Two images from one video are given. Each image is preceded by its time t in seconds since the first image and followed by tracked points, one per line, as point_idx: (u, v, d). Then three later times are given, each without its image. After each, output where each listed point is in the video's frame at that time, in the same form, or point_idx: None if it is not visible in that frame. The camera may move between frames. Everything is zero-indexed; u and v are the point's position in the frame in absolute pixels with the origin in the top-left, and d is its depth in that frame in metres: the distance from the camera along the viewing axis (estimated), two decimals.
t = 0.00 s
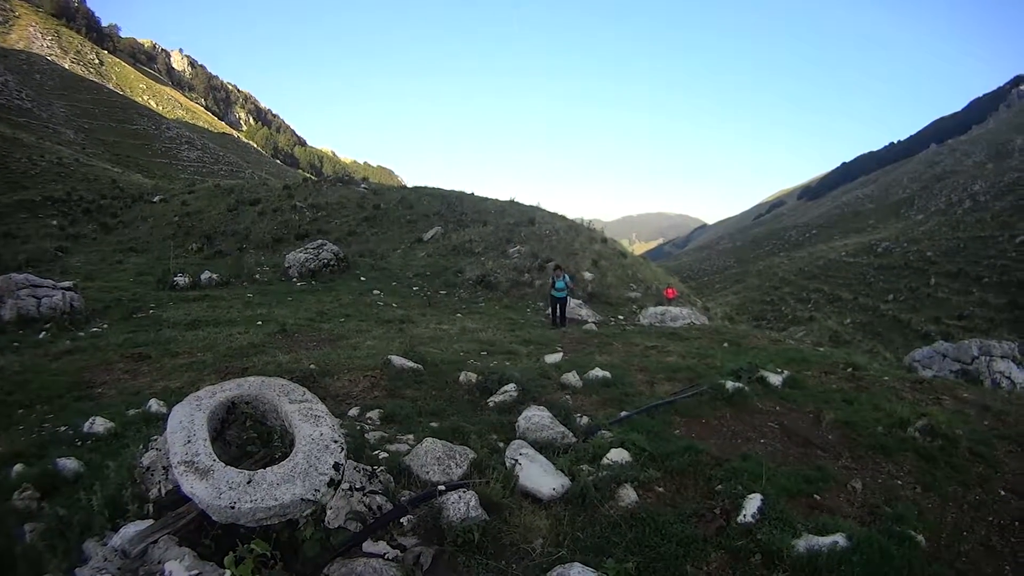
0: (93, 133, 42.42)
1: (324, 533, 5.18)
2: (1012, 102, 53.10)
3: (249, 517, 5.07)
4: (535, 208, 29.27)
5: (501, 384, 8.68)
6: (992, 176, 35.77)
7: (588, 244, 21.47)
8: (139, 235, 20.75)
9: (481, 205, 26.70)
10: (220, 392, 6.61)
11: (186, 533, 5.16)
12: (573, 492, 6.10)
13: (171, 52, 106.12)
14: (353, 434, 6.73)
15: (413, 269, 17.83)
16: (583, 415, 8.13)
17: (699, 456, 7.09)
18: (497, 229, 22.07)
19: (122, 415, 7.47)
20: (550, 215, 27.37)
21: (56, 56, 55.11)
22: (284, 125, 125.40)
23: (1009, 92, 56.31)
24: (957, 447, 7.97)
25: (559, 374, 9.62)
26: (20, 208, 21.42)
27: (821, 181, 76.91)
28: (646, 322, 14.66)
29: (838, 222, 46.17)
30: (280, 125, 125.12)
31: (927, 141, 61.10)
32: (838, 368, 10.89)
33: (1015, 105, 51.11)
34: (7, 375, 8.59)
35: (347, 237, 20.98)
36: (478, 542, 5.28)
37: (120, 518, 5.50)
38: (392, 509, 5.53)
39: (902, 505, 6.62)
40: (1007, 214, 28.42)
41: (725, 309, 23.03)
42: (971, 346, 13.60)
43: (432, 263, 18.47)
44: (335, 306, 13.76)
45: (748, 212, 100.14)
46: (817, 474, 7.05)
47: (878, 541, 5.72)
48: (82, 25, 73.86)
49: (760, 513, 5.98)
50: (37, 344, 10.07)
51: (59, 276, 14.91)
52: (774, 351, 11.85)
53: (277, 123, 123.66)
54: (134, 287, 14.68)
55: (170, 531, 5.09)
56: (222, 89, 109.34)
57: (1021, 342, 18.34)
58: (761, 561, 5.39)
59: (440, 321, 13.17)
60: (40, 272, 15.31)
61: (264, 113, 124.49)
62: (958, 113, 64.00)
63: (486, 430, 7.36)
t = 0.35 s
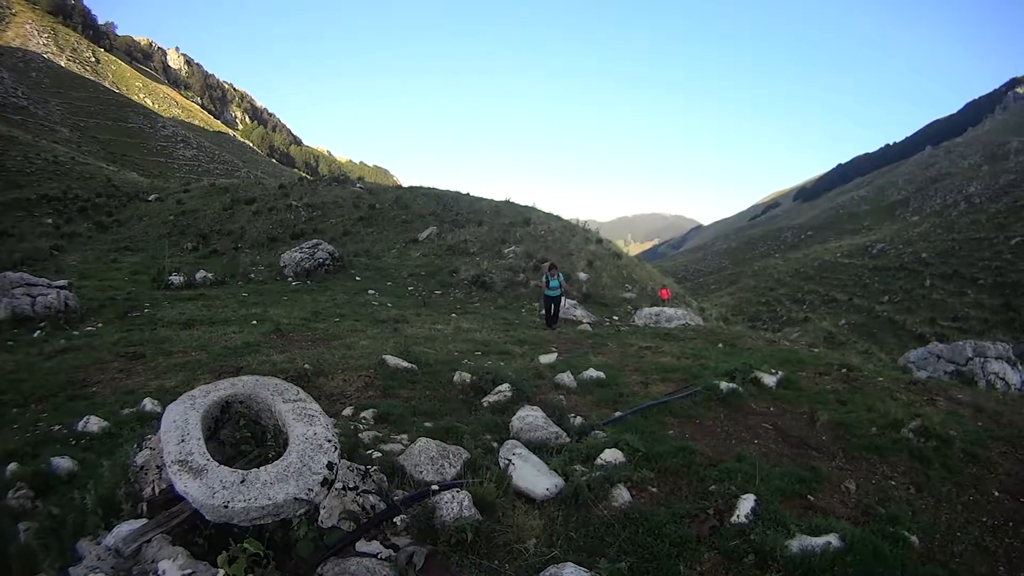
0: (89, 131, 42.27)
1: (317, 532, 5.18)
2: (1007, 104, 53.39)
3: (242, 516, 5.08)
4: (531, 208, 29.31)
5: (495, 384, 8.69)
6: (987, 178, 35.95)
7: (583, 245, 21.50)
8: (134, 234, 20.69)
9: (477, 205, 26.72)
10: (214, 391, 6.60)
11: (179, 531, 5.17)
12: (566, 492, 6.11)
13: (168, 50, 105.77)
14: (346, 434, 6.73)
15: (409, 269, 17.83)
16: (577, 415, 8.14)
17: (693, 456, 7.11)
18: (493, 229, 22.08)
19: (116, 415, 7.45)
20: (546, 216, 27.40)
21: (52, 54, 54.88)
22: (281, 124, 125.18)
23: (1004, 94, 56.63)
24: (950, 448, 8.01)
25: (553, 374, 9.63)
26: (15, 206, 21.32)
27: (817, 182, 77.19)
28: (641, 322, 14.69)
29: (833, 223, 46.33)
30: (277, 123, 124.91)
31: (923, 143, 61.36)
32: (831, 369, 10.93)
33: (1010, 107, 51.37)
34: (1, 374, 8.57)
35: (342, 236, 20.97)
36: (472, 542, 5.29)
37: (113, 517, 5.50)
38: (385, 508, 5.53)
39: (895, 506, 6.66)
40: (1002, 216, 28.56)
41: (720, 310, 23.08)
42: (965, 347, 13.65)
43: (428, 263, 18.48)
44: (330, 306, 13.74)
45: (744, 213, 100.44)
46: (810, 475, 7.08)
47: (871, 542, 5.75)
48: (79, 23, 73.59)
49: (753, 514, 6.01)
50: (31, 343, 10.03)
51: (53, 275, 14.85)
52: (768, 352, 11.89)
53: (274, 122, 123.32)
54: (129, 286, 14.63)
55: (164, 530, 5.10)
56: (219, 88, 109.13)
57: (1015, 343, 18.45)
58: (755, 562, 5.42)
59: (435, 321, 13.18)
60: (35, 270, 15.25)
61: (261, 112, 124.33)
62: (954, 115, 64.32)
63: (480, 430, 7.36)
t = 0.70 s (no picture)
0: (95, 129, 42.45)
1: (323, 529, 5.20)
2: (1013, 105, 53.14)
3: (249, 512, 5.10)
4: (536, 207, 29.30)
5: (501, 383, 8.70)
6: (993, 179, 35.79)
7: (588, 244, 21.48)
8: (139, 232, 20.76)
9: (482, 204, 26.73)
10: (220, 389, 6.61)
11: (185, 528, 5.26)
12: (571, 491, 6.11)
13: (173, 49, 106.13)
14: (352, 431, 6.74)
15: (414, 268, 17.85)
16: (582, 415, 8.13)
17: (698, 456, 7.11)
18: (498, 228, 22.07)
19: (122, 411, 7.48)
20: (551, 215, 27.38)
21: (58, 52, 55.10)
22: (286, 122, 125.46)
23: (1011, 95, 56.35)
24: (955, 450, 7.98)
25: (558, 373, 9.62)
26: (21, 204, 21.42)
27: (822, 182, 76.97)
28: (646, 322, 14.67)
29: (838, 224, 46.19)
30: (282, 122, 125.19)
31: (929, 143, 61.10)
32: (837, 370, 10.91)
33: (1016, 108, 51.11)
34: (7, 371, 8.61)
35: (347, 235, 21.00)
36: (477, 540, 5.28)
37: (119, 513, 5.54)
38: (391, 506, 5.54)
39: (900, 507, 6.64)
40: (1008, 217, 28.43)
41: (725, 310, 23.04)
42: (970, 348, 13.59)
43: (433, 261, 18.49)
44: (335, 304, 13.76)
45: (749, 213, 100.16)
46: (814, 475, 7.07)
47: (875, 542, 5.73)
48: (85, 22, 73.89)
49: (757, 513, 6.01)
50: (37, 340, 10.08)
51: (59, 273, 14.92)
52: (773, 352, 11.87)
53: (278, 120, 123.69)
54: (134, 283, 14.69)
55: (169, 526, 5.17)
56: (224, 86, 109.47)
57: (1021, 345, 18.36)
58: (759, 561, 5.40)
59: (440, 319, 13.19)
60: (41, 268, 15.32)
61: (266, 110, 124.67)
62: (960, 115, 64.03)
63: (486, 428, 7.37)
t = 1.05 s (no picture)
0: (102, 120, 42.53)
1: (330, 517, 5.24)
2: None
3: (256, 500, 5.12)
4: (543, 199, 29.22)
5: (508, 373, 8.71)
6: (1002, 178, 35.48)
7: (596, 236, 21.42)
8: (147, 222, 20.81)
9: (489, 195, 26.67)
10: (229, 377, 6.62)
11: (192, 516, 5.33)
12: (577, 482, 6.12)
13: (181, 40, 106.17)
14: (359, 421, 6.76)
15: (421, 258, 17.85)
16: (589, 406, 8.14)
17: (703, 449, 7.11)
18: (505, 219, 22.02)
19: (130, 400, 7.52)
20: (559, 207, 27.29)
21: (64, 44, 55.13)
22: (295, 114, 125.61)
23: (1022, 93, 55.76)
24: (959, 448, 7.96)
25: (565, 365, 9.63)
26: (28, 194, 21.50)
27: (831, 178, 76.54)
28: (652, 315, 14.65)
29: (845, 220, 45.97)
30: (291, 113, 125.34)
31: (938, 141, 60.66)
32: (842, 366, 10.89)
33: None
34: (14, 360, 8.68)
35: (355, 225, 21.01)
36: (484, 530, 5.32)
37: (126, 502, 5.60)
38: (398, 495, 5.57)
39: (903, 504, 6.63)
40: (1017, 217, 28.21)
41: (731, 304, 23.00)
42: (976, 347, 13.53)
43: (440, 252, 18.48)
44: (342, 294, 13.78)
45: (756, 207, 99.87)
46: (819, 471, 7.06)
47: (880, 539, 5.71)
48: (91, 13, 73.86)
49: (763, 507, 6.00)
50: (44, 329, 10.14)
51: (67, 262, 14.99)
52: (779, 347, 11.85)
53: (287, 111, 123.84)
54: (142, 273, 14.74)
55: (177, 514, 5.20)
56: (231, 78, 109.59)
57: None
58: (763, 554, 5.40)
59: (447, 310, 13.19)
60: (48, 258, 15.39)
61: (275, 101, 124.91)
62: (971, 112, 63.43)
63: (493, 418, 7.38)
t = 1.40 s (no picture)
0: (124, 109, 43.03)
1: (352, 501, 5.30)
2: None
3: (279, 483, 5.17)
4: (565, 188, 29.06)
5: (530, 361, 8.71)
6: None
7: (618, 227, 21.27)
8: (170, 209, 21.05)
9: (511, 184, 26.58)
10: (253, 361, 6.67)
11: (214, 498, 5.50)
12: (599, 471, 6.10)
13: (202, 30, 106.99)
14: (382, 406, 6.79)
15: (444, 246, 17.87)
16: (611, 396, 8.12)
17: (724, 441, 7.07)
18: (528, 208, 21.95)
19: (153, 383, 7.64)
20: (582, 197, 27.14)
21: (86, 35, 55.80)
22: (317, 102, 126.35)
23: None
24: (979, 449, 7.84)
25: (587, 354, 9.61)
26: (52, 182, 21.87)
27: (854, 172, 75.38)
28: (674, 306, 14.54)
29: (866, 216, 45.29)
30: (313, 101, 126.09)
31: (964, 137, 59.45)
32: (864, 362, 10.76)
33: None
34: (38, 345, 8.88)
35: (377, 212, 21.11)
36: (504, 516, 5.38)
37: (148, 484, 5.71)
38: (420, 480, 5.62)
39: (921, 502, 6.55)
40: None
41: (753, 297, 22.80)
42: (999, 349, 13.30)
43: (463, 240, 18.49)
44: (365, 281, 13.84)
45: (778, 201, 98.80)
46: (838, 466, 6.99)
47: (897, 538, 5.66)
48: (113, 4, 74.60)
49: (782, 501, 5.95)
50: (69, 314, 10.33)
51: (92, 249, 15.23)
52: (801, 341, 11.73)
53: (309, 100, 124.63)
54: (166, 259, 14.93)
55: (199, 496, 5.40)
56: (254, 66, 110.47)
57: None
58: (781, 547, 5.37)
59: (470, 298, 13.20)
60: (73, 245, 15.66)
61: (297, 89, 125.82)
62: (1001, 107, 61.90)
63: (514, 406, 7.39)
